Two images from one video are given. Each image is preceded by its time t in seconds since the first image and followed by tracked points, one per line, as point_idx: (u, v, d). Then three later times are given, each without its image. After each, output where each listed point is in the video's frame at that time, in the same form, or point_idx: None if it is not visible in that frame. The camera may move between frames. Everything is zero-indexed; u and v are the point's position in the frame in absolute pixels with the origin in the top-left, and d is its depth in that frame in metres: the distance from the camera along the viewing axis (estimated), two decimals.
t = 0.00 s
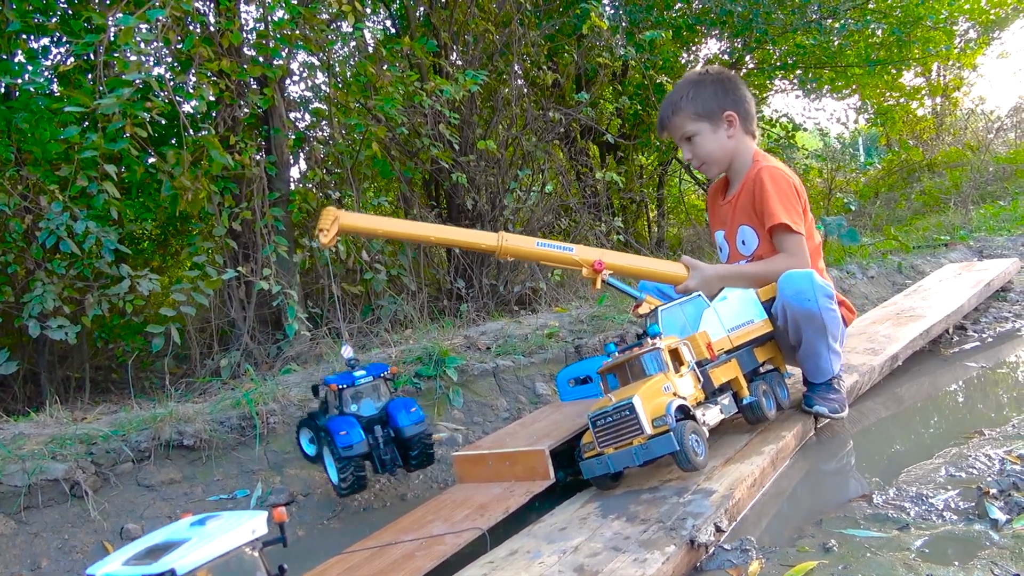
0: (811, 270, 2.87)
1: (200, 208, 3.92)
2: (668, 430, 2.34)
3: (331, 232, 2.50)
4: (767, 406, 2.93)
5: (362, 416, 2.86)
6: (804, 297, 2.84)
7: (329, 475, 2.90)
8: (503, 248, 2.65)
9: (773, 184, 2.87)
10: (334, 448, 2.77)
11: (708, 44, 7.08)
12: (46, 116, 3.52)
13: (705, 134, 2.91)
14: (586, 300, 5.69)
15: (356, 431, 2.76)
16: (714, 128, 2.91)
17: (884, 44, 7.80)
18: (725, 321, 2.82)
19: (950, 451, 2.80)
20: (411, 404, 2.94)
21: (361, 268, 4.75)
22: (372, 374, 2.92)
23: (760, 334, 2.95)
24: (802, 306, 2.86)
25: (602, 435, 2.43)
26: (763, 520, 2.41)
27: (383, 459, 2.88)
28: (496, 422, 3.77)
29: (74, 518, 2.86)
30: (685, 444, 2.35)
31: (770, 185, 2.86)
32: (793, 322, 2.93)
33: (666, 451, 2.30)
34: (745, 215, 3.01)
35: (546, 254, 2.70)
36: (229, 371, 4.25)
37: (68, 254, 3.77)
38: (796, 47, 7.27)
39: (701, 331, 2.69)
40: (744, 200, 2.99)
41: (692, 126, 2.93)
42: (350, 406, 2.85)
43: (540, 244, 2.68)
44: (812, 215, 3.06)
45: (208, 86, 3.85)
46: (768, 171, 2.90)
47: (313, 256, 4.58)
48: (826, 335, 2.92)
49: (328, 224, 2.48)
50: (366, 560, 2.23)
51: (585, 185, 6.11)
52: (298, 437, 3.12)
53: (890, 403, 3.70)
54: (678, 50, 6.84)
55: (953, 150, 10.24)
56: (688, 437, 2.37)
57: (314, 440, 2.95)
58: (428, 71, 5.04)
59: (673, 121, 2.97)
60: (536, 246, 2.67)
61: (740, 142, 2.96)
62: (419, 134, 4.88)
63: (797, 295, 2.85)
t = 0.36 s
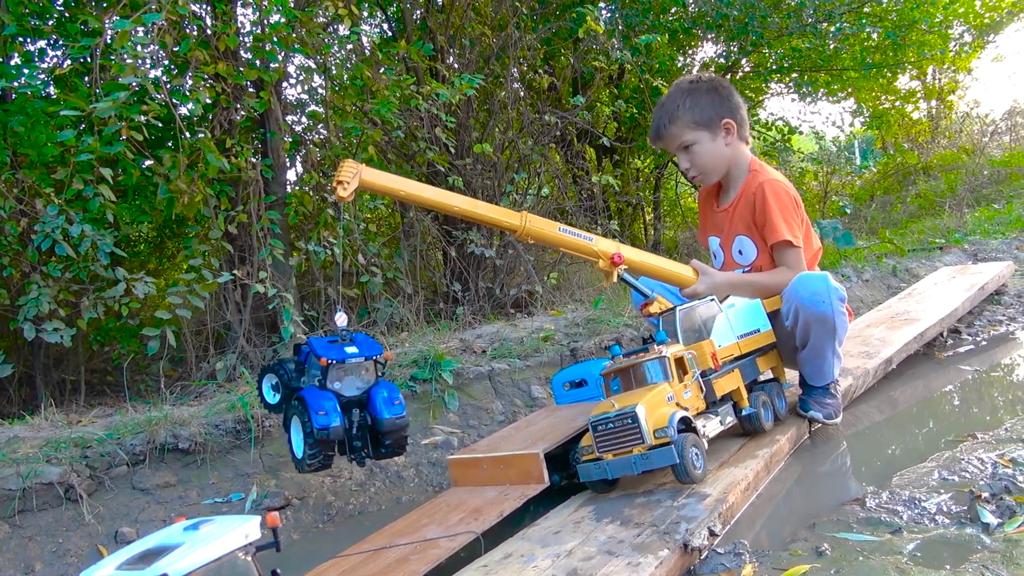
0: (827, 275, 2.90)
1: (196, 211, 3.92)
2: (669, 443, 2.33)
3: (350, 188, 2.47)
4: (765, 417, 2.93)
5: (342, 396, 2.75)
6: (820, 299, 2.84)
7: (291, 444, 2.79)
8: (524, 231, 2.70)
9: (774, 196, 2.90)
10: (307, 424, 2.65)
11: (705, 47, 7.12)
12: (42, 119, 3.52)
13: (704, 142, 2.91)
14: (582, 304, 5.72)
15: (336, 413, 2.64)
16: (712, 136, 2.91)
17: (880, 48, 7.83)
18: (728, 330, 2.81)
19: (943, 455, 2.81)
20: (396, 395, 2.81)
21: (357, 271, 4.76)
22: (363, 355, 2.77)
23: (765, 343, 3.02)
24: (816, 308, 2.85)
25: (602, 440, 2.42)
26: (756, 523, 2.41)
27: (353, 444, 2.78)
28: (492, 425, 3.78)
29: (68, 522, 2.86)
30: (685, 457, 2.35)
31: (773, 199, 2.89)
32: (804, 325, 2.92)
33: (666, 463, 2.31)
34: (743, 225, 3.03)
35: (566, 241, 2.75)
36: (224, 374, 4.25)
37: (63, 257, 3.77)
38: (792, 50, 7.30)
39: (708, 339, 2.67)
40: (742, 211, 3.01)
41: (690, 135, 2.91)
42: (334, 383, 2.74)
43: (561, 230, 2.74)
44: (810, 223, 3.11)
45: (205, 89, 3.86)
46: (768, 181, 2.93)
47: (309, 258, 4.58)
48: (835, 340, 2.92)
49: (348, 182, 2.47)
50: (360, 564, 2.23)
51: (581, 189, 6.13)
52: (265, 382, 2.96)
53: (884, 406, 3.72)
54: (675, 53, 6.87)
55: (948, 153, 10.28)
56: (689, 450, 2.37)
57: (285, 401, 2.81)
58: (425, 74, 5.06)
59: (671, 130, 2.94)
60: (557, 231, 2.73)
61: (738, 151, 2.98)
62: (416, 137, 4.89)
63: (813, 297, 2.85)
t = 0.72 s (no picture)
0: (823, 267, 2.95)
1: (189, 215, 3.91)
2: (666, 451, 2.33)
3: (386, 151, 1.91)
4: (760, 423, 2.93)
5: (415, 366, 2.40)
6: (820, 290, 2.88)
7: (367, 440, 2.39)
8: (545, 220, 2.22)
9: (768, 214, 2.90)
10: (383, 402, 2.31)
11: (698, 52, 7.14)
12: (35, 123, 3.50)
13: (710, 148, 2.88)
14: (577, 308, 5.73)
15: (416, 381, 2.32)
16: (718, 144, 2.89)
17: (872, 54, 7.88)
18: (724, 337, 2.79)
19: (935, 459, 2.83)
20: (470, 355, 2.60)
21: (351, 275, 4.76)
22: (428, 319, 2.43)
23: (757, 350, 3.05)
24: (816, 300, 2.89)
25: (599, 446, 2.42)
26: (750, 528, 2.42)
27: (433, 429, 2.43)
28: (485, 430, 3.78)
29: (60, 528, 2.84)
30: (682, 466, 2.33)
31: (767, 216, 2.89)
32: (802, 317, 2.94)
33: (662, 471, 2.32)
34: (733, 238, 3.05)
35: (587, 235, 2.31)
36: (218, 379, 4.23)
37: (56, 262, 3.75)
38: (785, 56, 7.33)
39: (706, 346, 2.64)
40: (733, 224, 3.02)
41: (698, 139, 2.87)
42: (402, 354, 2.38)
43: (585, 223, 2.30)
44: (799, 239, 3.13)
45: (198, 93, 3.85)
46: (761, 199, 2.93)
47: (303, 263, 4.58)
48: (830, 332, 2.97)
49: (387, 142, 1.90)
50: (353, 570, 2.23)
51: (575, 193, 6.14)
52: (315, 400, 2.57)
53: (876, 411, 3.74)
54: (668, 58, 6.89)
55: (939, 158, 10.35)
56: (686, 458, 2.35)
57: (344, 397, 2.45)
58: (419, 79, 5.07)
59: (679, 129, 2.89)
60: (581, 223, 2.29)
61: (736, 163, 2.98)
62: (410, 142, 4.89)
63: (813, 288, 2.88)
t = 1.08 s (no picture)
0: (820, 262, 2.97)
1: (185, 216, 3.91)
2: (666, 461, 2.32)
3: (444, 125, 2.11)
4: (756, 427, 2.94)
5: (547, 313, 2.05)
6: (819, 283, 2.89)
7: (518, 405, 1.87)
8: (582, 210, 2.45)
9: (774, 219, 2.94)
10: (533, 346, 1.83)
11: (694, 55, 7.16)
12: (30, 124, 3.50)
13: (725, 155, 2.88)
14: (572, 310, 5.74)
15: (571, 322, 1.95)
16: (731, 150, 2.90)
17: (867, 57, 7.91)
18: (731, 344, 2.80)
19: (928, 461, 2.84)
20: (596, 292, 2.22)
21: (346, 277, 4.77)
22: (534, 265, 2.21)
23: (758, 357, 3.06)
24: (815, 293, 2.90)
25: (598, 449, 2.40)
26: (744, 529, 2.43)
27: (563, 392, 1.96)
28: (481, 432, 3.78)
29: (54, 529, 2.84)
30: (679, 476, 2.34)
31: (773, 222, 2.93)
32: (802, 311, 2.95)
33: (660, 481, 2.32)
34: (736, 243, 3.07)
35: (616, 227, 2.55)
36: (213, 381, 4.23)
37: (51, 263, 3.75)
38: (780, 59, 7.35)
39: (712, 354, 2.63)
40: (736, 227, 3.05)
41: (715, 145, 2.85)
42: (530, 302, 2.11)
43: (614, 215, 2.54)
44: (799, 243, 3.18)
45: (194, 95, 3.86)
46: (763, 203, 2.96)
47: (298, 264, 4.60)
48: (829, 326, 2.98)
49: (445, 116, 2.11)
50: (348, 571, 2.23)
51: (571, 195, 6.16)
52: (446, 436, 2.10)
53: (871, 412, 3.75)
54: (664, 61, 6.92)
55: (934, 161, 10.39)
56: (683, 466, 2.35)
57: (484, 393, 2.01)
58: (415, 81, 5.08)
59: (700, 133, 2.85)
60: (611, 215, 2.53)
61: (740, 169, 3.01)
62: (405, 144, 4.88)
63: (813, 281, 2.89)
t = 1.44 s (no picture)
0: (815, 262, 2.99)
1: (179, 217, 3.89)
2: (660, 462, 2.32)
3: (449, 117, 1.99)
4: (750, 427, 2.95)
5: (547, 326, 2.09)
6: (813, 283, 2.92)
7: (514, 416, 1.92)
8: (582, 208, 2.37)
9: (776, 219, 2.93)
10: (539, 361, 1.89)
11: (688, 56, 7.18)
12: (22, 126, 3.48)
13: (732, 153, 2.88)
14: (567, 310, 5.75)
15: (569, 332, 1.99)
16: (737, 150, 2.90)
17: (860, 58, 7.94)
18: (727, 344, 2.81)
19: (922, 459, 2.85)
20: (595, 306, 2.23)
21: (341, 278, 4.77)
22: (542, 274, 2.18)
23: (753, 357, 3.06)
24: (810, 294, 2.93)
25: (593, 450, 2.40)
26: (739, 528, 2.43)
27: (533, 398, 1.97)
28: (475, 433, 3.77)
29: (47, 532, 2.82)
30: (674, 476, 2.34)
31: (775, 222, 2.92)
32: (796, 311, 2.98)
33: (655, 482, 2.32)
34: (737, 243, 3.06)
35: (616, 226, 2.49)
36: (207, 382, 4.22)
37: (43, 264, 3.74)
38: (773, 60, 7.40)
39: (707, 355, 2.64)
40: (737, 226, 3.04)
41: (725, 143, 2.85)
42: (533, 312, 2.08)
43: (615, 214, 2.47)
44: (799, 243, 3.18)
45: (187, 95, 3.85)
46: (764, 202, 2.95)
47: (292, 265, 4.59)
48: (824, 327, 3.01)
49: (450, 109, 1.99)
50: (342, 573, 2.22)
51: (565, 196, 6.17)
52: (415, 420, 2.07)
53: (864, 412, 3.77)
54: (658, 62, 6.94)
55: (927, 162, 10.44)
56: (677, 466, 2.36)
57: (467, 392, 2.03)
58: (409, 82, 5.08)
59: (711, 130, 2.83)
60: (611, 214, 2.47)
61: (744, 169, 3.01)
62: (400, 145, 4.87)
63: (807, 282, 2.92)
